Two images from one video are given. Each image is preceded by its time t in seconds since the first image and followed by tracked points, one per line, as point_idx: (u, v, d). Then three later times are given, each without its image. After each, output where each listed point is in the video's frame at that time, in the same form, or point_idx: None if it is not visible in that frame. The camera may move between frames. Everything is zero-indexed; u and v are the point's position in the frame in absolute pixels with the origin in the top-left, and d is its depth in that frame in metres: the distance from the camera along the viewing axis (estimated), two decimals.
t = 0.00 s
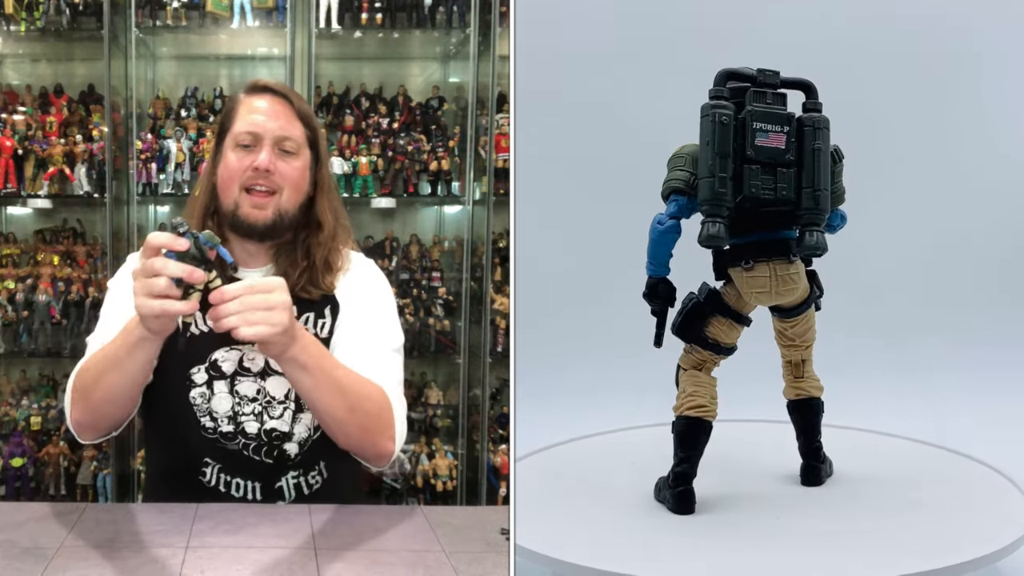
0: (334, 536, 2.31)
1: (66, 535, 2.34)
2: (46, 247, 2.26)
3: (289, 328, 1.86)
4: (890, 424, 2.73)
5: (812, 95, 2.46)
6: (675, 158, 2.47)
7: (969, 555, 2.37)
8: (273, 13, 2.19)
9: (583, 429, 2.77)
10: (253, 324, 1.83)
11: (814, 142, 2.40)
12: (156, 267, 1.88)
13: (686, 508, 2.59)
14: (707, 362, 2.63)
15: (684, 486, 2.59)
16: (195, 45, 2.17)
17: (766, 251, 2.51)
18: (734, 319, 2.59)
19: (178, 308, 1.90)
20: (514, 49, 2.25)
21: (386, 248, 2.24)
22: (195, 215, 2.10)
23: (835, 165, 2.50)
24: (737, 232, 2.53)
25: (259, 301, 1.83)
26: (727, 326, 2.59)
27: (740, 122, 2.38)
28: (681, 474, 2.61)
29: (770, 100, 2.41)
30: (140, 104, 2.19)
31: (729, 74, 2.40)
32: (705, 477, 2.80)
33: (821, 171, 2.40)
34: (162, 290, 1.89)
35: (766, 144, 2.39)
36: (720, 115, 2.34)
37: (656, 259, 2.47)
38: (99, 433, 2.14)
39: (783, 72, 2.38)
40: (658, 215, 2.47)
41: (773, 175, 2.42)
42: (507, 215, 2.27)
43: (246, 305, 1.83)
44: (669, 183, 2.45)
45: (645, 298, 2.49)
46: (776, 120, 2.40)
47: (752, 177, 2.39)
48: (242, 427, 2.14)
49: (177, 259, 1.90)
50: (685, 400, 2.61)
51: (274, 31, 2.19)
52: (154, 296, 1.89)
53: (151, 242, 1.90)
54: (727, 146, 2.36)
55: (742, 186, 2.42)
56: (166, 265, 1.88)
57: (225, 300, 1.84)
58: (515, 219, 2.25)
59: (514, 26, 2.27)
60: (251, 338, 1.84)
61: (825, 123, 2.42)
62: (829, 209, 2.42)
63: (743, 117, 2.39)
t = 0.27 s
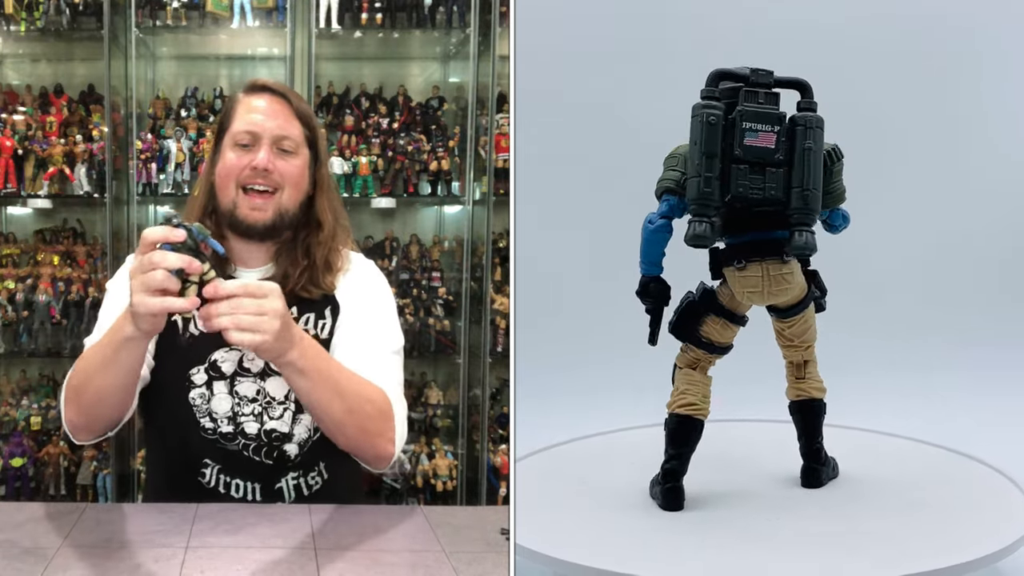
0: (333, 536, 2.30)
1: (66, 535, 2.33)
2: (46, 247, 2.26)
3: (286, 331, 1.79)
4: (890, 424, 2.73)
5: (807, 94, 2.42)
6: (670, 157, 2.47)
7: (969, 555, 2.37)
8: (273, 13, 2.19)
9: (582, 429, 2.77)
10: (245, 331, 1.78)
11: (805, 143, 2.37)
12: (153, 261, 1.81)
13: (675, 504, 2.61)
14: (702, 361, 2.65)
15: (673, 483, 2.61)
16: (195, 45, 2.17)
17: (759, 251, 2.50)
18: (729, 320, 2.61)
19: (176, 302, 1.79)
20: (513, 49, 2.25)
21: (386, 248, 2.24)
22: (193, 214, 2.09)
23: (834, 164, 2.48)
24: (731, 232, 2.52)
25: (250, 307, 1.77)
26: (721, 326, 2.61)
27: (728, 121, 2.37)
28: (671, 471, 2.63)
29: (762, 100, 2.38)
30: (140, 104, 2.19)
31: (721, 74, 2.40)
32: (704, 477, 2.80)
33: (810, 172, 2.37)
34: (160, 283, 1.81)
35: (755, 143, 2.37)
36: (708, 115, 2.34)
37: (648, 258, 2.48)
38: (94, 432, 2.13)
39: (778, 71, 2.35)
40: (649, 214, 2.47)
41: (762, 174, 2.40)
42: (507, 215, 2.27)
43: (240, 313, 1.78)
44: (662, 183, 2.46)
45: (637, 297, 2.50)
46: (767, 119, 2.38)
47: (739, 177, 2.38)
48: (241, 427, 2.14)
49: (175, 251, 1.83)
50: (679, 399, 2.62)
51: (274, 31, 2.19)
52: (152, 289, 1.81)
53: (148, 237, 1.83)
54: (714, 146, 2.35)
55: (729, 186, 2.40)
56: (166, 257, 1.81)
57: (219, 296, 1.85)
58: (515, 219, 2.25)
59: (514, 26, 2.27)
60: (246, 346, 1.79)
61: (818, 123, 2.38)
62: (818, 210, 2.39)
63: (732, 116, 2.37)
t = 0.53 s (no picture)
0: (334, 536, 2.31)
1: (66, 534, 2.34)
2: (46, 247, 2.26)
3: (285, 326, 1.91)
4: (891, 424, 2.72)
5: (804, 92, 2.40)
6: (665, 157, 2.51)
7: (970, 555, 2.36)
8: (273, 13, 2.19)
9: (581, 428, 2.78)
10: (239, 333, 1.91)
11: (795, 143, 2.36)
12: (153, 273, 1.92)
13: (666, 500, 2.64)
14: (697, 360, 2.67)
15: (664, 479, 2.64)
16: (195, 45, 2.18)
17: (754, 251, 2.51)
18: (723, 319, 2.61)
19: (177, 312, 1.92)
20: (513, 49, 2.25)
21: (386, 249, 2.24)
22: (196, 211, 2.13)
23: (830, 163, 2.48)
24: (724, 231, 2.53)
25: (240, 313, 1.91)
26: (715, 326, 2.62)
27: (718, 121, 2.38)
28: (663, 467, 2.65)
29: (754, 100, 2.38)
30: (140, 104, 2.19)
31: (714, 73, 2.40)
32: (704, 478, 2.80)
33: (800, 172, 2.36)
34: (162, 291, 1.92)
35: (745, 143, 2.38)
36: (699, 115, 2.35)
37: (643, 257, 2.48)
38: (95, 436, 2.14)
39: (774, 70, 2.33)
40: (642, 214, 2.49)
41: (752, 174, 2.40)
42: (507, 215, 2.27)
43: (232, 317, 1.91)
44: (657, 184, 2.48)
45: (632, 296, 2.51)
46: (758, 119, 2.38)
47: (726, 177, 2.40)
48: (242, 430, 2.14)
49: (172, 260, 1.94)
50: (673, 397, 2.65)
51: (274, 31, 2.19)
52: (152, 300, 1.92)
53: (141, 251, 1.94)
54: (702, 146, 2.37)
55: (716, 186, 2.42)
56: (163, 266, 1.92)
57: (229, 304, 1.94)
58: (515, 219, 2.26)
59: (514, 26, 2.27)
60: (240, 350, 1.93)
61: (811, 122, 2.37)
62: (808, 210, 2.38)
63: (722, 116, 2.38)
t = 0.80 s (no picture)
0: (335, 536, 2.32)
1: (66, 534, 2.34)
2: (46, 247, 2.26)
3: (280, 329, 1.88)
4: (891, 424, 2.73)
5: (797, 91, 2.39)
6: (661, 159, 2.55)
7: (969, 556, 2.36)
8: (273, 13, 2.19)
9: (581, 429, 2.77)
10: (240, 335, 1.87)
11: (784, 143, 2.35)
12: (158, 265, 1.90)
13: (658, 496, 2.65)
14: (693, 358, 2.68)
15: (656, 475, 2.66)
16: (195, 45, 2.19)
17: (749, 250, 2.50)
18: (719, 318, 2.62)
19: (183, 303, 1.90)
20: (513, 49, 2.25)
21: (386, 249, 2.25)
22: (203, 211, 2.13)
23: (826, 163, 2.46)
24: (718, 231, 2.54)
25: (241, 313, 1.88)
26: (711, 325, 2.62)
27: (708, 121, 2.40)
28: (655, 464, 2.67)
29: (744, 100, 2.39)
30: (140, 104, 2.20)
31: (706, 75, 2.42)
32: (704, 478, 2.80)
33: (789, 172, 2.36)
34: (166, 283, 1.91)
35: (734, 142, 2.39)
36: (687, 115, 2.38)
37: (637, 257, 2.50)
38: (100, 440, 2.13)
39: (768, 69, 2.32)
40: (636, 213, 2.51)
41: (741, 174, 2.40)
42: (507, 215, 2.27)
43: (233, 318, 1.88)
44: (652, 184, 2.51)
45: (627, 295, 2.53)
46: (748, 119, 2.38)
47: (714, 176, 2.41)
48: (244, 432, 2.15)
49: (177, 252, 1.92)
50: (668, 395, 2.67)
51: (274, 31, 2.20)
52: (160, 292, 1.91)
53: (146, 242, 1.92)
54: (690, 146, 2.40)
55: (706, 185, 2.43)
56: (167, 258, 1.90)
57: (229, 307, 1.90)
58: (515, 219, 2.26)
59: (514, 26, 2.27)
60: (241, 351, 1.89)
61: (802, 122, 2.36)
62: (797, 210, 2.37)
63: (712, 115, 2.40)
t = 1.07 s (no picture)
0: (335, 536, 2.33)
1: (66, 534, 2.35)
2: (46, 247, 2.26)
3: (276, 346, 2.02)
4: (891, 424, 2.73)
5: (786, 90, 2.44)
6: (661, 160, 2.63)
7: (969, 556, 2.35)
8: (273, 13, 2.21)
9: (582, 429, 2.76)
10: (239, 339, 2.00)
11: (772, 139, 2.39)
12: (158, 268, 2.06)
13: (649, 493, 2.70)
14: (690, 356, 2.76)
15: (649, 472, 2.70)
16: (195, 45, 2.21)
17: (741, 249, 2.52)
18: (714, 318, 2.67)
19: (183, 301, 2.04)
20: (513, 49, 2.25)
21: (386, 249, 2.25)
22: (209, 210, 2.18)
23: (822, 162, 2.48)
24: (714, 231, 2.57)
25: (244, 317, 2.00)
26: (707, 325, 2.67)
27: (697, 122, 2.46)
28: (650, 460, 2.72)
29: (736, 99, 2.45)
30: (140, 104, 2.21)
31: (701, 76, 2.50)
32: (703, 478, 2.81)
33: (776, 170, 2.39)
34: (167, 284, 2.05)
35: (723, 141, 2.43)
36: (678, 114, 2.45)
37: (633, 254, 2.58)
38: (117, 452, 2.20)
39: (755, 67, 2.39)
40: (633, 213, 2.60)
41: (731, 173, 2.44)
42: (507, 216, 2.27)
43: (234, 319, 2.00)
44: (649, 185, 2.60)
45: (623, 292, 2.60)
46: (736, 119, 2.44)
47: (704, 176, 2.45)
48: (247, 431, 2.19)
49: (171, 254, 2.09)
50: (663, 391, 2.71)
51: (275, 31, 2.21)
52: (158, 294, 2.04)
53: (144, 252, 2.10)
54: (679, 147, 2.46)
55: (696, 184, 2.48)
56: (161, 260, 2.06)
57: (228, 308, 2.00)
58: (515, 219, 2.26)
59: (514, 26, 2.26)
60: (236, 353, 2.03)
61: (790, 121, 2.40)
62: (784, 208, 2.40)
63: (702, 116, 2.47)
